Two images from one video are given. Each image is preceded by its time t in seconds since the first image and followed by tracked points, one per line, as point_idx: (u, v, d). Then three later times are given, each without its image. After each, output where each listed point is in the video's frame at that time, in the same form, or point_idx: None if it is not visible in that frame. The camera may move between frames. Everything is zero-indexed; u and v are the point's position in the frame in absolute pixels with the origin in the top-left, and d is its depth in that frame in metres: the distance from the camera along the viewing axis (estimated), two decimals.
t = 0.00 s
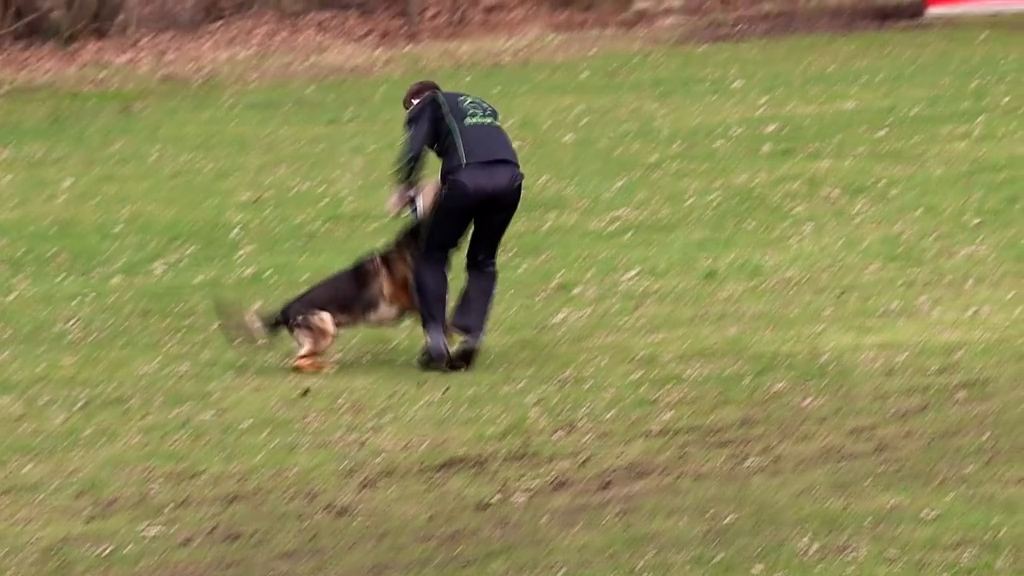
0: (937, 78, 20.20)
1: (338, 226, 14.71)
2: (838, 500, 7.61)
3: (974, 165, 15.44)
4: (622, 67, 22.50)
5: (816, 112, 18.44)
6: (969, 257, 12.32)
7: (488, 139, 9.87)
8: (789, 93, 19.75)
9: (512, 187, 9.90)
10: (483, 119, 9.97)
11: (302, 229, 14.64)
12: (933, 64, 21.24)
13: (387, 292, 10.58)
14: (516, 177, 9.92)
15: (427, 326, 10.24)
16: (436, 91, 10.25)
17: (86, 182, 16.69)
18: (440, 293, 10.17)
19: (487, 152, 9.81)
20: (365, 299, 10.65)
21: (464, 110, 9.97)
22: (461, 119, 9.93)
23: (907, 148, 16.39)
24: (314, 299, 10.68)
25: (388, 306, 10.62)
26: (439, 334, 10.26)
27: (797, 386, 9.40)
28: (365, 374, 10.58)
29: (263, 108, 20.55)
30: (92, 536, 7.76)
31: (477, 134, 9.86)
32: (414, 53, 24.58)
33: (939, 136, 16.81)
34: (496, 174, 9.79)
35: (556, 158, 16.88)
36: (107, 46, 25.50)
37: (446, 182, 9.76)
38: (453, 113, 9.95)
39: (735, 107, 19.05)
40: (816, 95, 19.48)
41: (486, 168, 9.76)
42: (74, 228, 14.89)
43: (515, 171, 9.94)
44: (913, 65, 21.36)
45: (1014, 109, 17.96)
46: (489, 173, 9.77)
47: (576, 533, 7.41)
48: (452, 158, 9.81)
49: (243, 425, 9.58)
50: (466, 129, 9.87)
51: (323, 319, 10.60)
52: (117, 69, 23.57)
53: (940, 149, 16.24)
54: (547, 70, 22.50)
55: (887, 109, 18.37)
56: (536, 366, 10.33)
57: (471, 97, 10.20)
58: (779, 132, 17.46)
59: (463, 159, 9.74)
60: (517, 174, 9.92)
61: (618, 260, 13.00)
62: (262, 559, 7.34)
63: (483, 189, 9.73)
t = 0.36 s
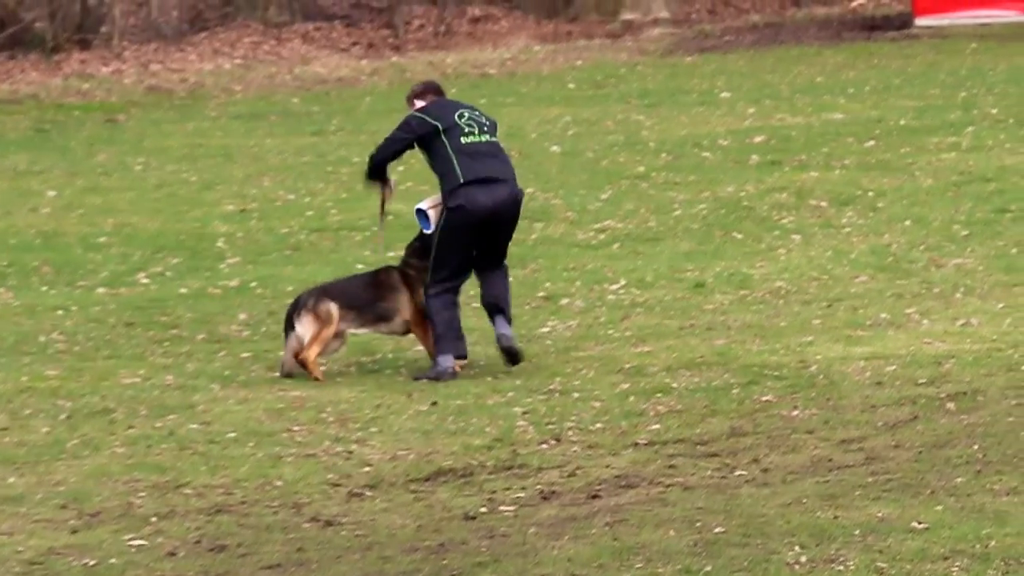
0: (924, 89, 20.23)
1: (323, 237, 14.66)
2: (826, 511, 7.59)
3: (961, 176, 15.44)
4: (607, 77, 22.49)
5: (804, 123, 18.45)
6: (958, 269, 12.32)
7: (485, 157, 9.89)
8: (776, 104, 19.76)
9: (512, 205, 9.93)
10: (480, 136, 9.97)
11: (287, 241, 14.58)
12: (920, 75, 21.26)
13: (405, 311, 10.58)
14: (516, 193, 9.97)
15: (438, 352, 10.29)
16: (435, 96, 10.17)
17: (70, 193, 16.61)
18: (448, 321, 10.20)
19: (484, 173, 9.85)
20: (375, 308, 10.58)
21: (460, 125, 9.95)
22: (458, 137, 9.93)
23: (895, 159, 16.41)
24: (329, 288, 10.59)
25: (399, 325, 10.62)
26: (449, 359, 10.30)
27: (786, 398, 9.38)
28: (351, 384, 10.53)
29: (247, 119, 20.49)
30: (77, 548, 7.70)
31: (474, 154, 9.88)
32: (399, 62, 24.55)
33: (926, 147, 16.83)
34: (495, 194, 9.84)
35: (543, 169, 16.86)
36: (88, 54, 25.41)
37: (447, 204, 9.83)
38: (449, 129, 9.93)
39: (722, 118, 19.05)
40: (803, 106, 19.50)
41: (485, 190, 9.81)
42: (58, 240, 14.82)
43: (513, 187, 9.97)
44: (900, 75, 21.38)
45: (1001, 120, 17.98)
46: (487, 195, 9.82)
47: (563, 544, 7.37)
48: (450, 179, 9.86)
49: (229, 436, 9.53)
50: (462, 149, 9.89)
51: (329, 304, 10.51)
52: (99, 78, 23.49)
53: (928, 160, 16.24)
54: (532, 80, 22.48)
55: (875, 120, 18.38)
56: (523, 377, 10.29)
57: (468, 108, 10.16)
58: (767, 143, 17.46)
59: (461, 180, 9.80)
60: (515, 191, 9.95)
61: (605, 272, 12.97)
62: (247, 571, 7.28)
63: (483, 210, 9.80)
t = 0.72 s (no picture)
0: (915, 91, 20.16)
1: (309, 241, 14.54)
2: (818, 518, 7.49)
3: (954, 179, 15.37)
4: (596, 80, 22.41)
5: (794, 125, 18.38)
6: (950, 272, 12.24)
7: (487, 163, 9.82)
8: (767, 106, 19.69)
9: (507, 214, 9.84)
10: (484, 142, 9.92)
11: (272, 245, 14.47)
12: (912, 77, 21.20)
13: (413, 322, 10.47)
14: (514, 202, 9.87)
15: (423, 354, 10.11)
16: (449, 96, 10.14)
17: (53, 197, 16.47)
18: (435, 327, 10.00)
19: (483, 177, 9.77)
20: (384, 312, 10.47)
21: (466, 128, 9.91)
22: (462, 138, 9.88)
23: (887, 162, 16.34)
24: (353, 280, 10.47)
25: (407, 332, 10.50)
26: (432, 363, 10.12)
27: (776, 403, 9.28)
28: (337, 390, 10.41)
29: (232, 122, 20.37)
30: (58, 556, 7.57)
31: (475, 156, 9.82)
32: (387, 65, 24.44)
33: (918, 150, 16.75)
34: (490, 200, 9.75)
35: (531, 172, 16.76)
36: (73, 58, 25.27)
37: (442, 204, 9.78)
38: (456, 130, 9.90)
39: (712, 120, 18.97)
40: (793, 108, 19.43)
41: (480, 194, 9.73)
42: (40, 244, 14.68)
43: (512, 196, 9.88)
44: (892, 77, 21.32)
45: (994, 122, 17.92)
46: (482, 199, 9.73)
47: (551, 552, 7.26)
48: (448, 179, 9.80)
49: (213, 442, 9.41)
50: (463, 150, 9.83)
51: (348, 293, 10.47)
52: (84, 82, 23.35)
53: (920, 162, 16.16)
54: (521, 83, 22.39)
55: (866, 122, 18.31)
56: (511, 382, 10.18)
57: (480, 114, 10.12)
58: (757, 146, 17.38)
59: (456, 180, 9.73)
60: (513, 202, 9.87)
61: (594, 276, 12.87)
62: None
63: (476, 214, 9.72)
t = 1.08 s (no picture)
0: (904, 96, 20.11)
1: (291, 247, 14.42)
2: (805, 528, 7.39)
3: (943, 185, 15.30)
4: (582, 85, 22.32)
5: (781, 131, 18.30)
6: (939, 279, 12.16)
7: (489, 167, 9.76)
8: (753, 111, 19.61)
9: (506, 220, 9.78)
10: (489, 145, 9.83)
11: (254, 251, 14.34)
12: (900, 81, 21.15)
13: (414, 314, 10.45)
14: (514, 208, 9.82)
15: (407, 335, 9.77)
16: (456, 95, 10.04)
17: (32, 203, 16.31)
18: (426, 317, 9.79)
19: (485, 181, 9.71)
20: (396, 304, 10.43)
21: (472, 130, 9.82)
22: (467, 140, 9.79)
23: (875, 167, 16.26)
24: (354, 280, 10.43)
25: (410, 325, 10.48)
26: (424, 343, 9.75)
27: (763, 412, 9.17)
28: (318, 398, 10.28)
29: (214, 127, 20.23)
30: (34, 568, 7.43)
31: (478, 159, 9.73)
32: (370, 70, 24.31)
33: (906, 155, 16.68)
34: (490, 205, 9.69)
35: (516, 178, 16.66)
36: (54, 63, 25.09)
37: (442, 204, 9.72)
38: (461, 130, 9.80)
39: (698, 125, 18.89)
40: (781, 113, 19.36)
41: (481, 197, 9.67)
42: (19, 251, 14.52)
43: (513, 201, 9.82)
44: (880, 82, 21.27)
45: (983, 128, 17.86)
46: (481, 203, 9.67)
47: (535, 562, 7.15)
48: (449, 180, 9.73)
49: (193, 452, 9.27)
50: (467, 152, 9.75)
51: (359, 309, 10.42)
52: (64, 87, 23.18)
53: (908, 168, 16.09)
54: (505, 88, 22.29)
55: (855, 127, 18.25)
56: (495, 391, 10.06)
57: (487, 116, 10.04)
58: (744, 151, 17.30)
59: (457, 182, 9.67)
60: (513, 208, 9.81)
61: (579, 283, 12.77)
62: None
63: (475, 217, 9.66)
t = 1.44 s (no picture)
0: (888, 94, 20.05)
1: (266, 247, 14.28)
2: (787, 531, 7.29)
3: (927, 184, 15.23)
4: (562, 82, 22.23)
5: (764, 129, 18.24)
6: (924, 279, 12.10)
7: (492, 160, 9.71)
8: (736, 109, 19.54)
9: (512, 212, 9.77)
10: (488, 139, 9.78)
11: (229, 251, 14.19)
12: (884, 79, 21.10)
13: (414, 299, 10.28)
14: (518, 199, 9.78)
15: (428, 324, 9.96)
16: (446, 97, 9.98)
17: (4, 201, 16.13)
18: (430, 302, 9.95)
19: (489, 175, 9.66)
20: (393, 293, 10.23)
21: (470, 125, 9.76)
22: (466, 135, 9.72)
23: (859, 166, 16.20)
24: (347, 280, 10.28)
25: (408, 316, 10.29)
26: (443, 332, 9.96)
27: (745, 414, 9.08)
28: (294, 400, 10.14)
29: (188, 125, 20.07)
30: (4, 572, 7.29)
31: (480, 153, 9.68)
32: (346, 67, 24.17)
33: (891, 154, 16.63)
34: (496, 198, 9.66)
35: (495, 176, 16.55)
36: (25, 61, 24.88)
37: (444, 200, 9.68)
38: (459, 127, 9.74)
39: (680, 123, 18.82)
40: (763, 111, 19.29)
41: (487, 191, 9.63)
42: None
43: (516, 192, 9.78)
44: (863, 79, 21.22)
45: (968, 126, 17.81)
46: (488, 196, 9.64)
47: (515, 566, 7.04)
48: (453, 177, 9.67)
49: (168, 454, 9.13)
50: (469, 147, 9.68)
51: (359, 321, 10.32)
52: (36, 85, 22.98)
53: (893, 167, 16.03)
54: (484, 86, 22.18)
55: (839, 125, 18.20)
56: (473, 392, 9.94)
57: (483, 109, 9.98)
58: (726, 150, 17.22)
59: (463, 179, 9.61)
60: (517, 199, 9.78)
61: (560, 283, 12.66)
62: None
63: (479, 211, 9.63)
